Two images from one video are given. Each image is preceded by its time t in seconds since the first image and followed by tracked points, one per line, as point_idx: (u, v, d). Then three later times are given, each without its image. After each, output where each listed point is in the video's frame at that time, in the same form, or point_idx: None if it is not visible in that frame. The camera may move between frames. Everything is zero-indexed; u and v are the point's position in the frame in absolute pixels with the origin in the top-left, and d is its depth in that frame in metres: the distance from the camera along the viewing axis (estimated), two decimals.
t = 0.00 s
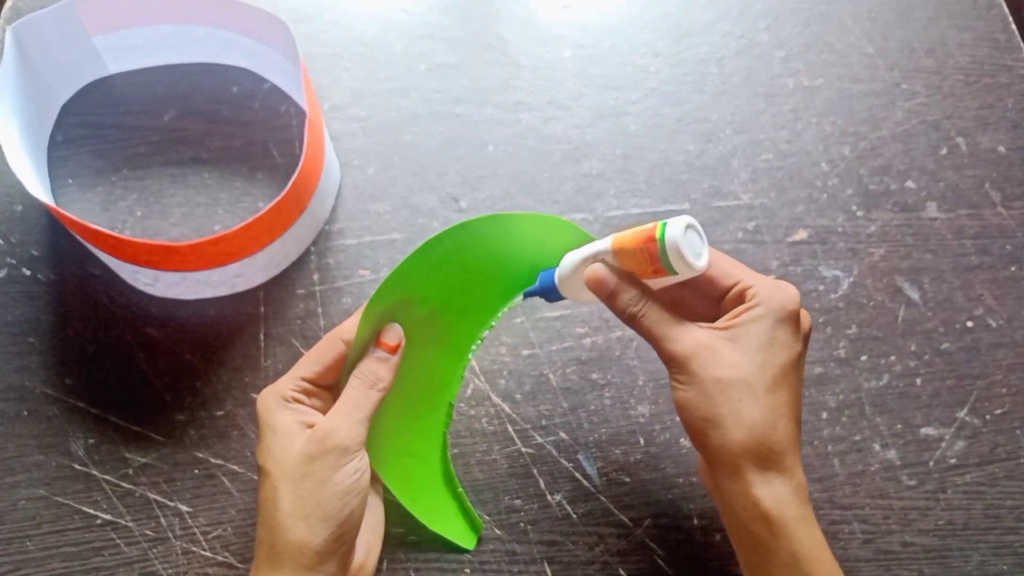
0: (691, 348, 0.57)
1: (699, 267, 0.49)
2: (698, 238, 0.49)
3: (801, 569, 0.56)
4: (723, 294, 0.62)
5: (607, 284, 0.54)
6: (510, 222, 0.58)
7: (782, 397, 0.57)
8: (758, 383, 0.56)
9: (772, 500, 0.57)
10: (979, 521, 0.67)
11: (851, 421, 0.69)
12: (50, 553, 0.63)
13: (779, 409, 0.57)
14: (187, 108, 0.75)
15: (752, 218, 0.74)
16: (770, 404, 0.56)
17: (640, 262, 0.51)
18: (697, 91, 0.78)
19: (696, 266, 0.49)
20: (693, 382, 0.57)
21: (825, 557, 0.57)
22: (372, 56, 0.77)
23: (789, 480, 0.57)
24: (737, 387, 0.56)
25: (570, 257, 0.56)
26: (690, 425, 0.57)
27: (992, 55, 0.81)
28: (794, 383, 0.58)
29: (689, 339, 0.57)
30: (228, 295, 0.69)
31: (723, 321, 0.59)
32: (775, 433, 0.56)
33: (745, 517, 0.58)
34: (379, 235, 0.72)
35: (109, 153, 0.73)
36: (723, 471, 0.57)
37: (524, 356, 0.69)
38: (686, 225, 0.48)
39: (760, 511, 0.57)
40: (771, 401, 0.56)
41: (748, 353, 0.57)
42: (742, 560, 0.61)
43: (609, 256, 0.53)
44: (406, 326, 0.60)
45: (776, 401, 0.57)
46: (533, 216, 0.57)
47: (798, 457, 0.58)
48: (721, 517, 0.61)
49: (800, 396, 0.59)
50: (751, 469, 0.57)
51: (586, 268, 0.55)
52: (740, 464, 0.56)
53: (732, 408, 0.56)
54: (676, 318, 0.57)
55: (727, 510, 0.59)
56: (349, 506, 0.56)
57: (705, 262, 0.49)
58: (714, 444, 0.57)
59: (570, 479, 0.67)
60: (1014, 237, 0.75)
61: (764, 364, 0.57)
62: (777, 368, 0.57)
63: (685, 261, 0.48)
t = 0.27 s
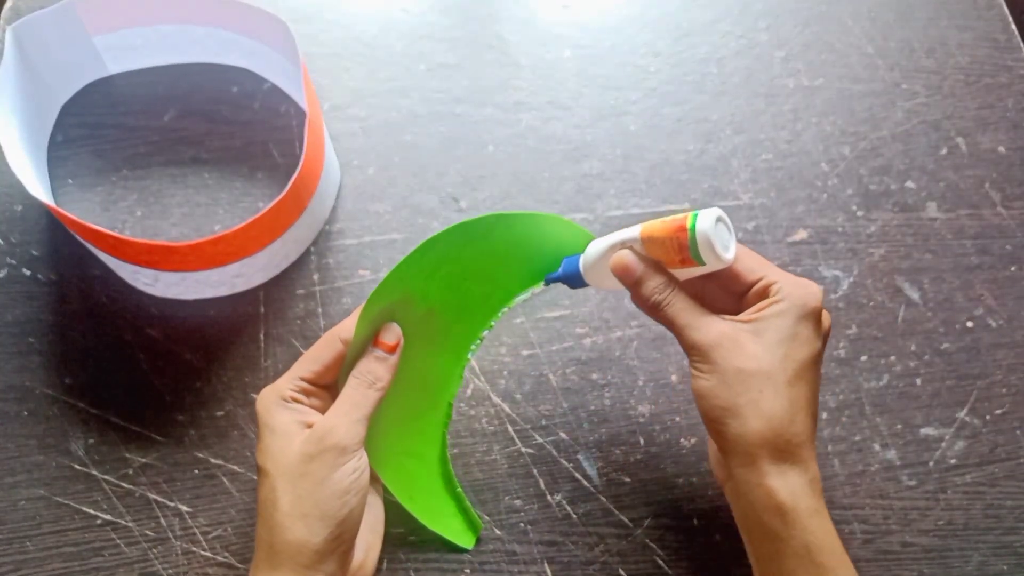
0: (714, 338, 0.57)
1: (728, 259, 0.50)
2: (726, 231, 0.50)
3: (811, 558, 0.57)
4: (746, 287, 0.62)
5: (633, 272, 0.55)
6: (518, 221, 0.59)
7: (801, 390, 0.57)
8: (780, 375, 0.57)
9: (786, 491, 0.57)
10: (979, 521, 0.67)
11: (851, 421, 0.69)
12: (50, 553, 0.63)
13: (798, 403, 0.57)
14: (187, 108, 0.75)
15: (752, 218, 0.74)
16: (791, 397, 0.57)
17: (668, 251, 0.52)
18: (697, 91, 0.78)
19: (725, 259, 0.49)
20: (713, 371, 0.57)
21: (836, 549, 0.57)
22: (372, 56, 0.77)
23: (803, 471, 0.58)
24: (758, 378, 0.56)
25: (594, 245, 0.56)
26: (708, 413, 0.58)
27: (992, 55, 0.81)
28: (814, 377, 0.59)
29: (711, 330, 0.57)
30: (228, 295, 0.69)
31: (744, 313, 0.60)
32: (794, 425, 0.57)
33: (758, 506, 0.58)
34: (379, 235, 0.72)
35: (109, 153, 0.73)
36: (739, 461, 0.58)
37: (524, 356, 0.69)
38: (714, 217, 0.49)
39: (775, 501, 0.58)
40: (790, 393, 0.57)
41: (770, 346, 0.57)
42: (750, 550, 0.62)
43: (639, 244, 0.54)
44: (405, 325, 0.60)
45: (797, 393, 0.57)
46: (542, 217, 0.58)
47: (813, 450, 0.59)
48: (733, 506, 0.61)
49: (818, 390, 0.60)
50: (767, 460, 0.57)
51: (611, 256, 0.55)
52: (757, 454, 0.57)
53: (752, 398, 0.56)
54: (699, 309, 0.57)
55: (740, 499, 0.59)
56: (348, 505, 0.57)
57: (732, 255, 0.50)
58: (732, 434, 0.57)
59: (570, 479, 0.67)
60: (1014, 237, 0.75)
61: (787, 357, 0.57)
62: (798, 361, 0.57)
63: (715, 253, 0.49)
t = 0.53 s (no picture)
0: (739, 336, 0.57)
1: (754, 254, 0.52)
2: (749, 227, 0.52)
3: (831, 558, 0.58)
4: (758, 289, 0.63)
5: (655, 266, 0.54)
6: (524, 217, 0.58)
7: (821, 389, 0.58)
8: (805, 374, 0.58)
9: (809, 490, 0.58)
10: (979, 521, 0.67)
11: (851, 421, 0.69)
12: (50, 553, 0.63)
13: (819, 402, 0.58)
14: (187, 109, 0.75)
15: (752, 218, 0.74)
16: (815, 395, 0.58)
17: (695, 246, 0.53)
18: (697, 91, 0.78)
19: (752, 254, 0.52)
20: (738, 368, 0.57)
21: (853, 549, 0.58)
22: (372, 56, 0.77)
23: (821, 470, 0.59)
24: (783, 375, 0.57)
25: (607, 240, 0.56)
26: (732, 410, 0.58)
27: (992, 55, 0.81)
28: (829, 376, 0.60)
29: (736, 327, 0.57)
30: (228, 295, 0.69)
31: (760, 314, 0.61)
32: (816, 422, 0.58)
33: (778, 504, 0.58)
34: (379, 235, 0.72)
35: (109, 153, 0.73)
36: (761, 459, 0.58)
37: (524, 356, 0.69)
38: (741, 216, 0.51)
39: (796, 499, 0.58)
40: (813, 391, 0.58)
41: (793, 344, 0.58)
42: (761, 552, 0.61)
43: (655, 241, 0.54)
44: (399, 323, 0.60)
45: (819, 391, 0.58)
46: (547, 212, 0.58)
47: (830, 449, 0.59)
48: (749, 507, 0.61)
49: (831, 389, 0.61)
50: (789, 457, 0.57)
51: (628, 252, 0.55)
52: (781, 451, 0.57)
53: (779, 396, 0.57)
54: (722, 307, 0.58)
55: (759, 499, 0.59)
56: (344, 505, 0.57)
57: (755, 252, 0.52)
58: (756, 431, 0.57)
59: (570, 479, 0.67)
60: (1014, 237, 0.75)
61: (810, 356, 0.58)
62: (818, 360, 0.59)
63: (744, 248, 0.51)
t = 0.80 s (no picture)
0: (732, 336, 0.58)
1: (748, 255, 0.51)
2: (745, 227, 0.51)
3: (823, 557, 0.58)
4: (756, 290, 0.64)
5: (650, 266, 0.54)
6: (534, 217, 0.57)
7: (813, 389, 0.58)
8: (796, 374, 0.58)
9: (800, 489, 0.58)
10: (979, 521, 0.67)
11: (851, 421, 0.69)
12: (50, 553, 0.63)
13: (811, 402, 0.58)
14: (187, 109, 0.75)
15: (752, 218, 0.74)
16: (806, 395, 0.58)
17: (688, 247, 0.52)
18: (697, 91, 0.78)
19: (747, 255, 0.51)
20: (730, 367, 0.57)
21: (844, 549, 0.58)
22: (372, 55, 0.77)
23: (812, 471, 0.59)
24: (775, 375, 0.57)
25: (606, 240, 0.56)
26: (722, 410, 0.58)
27: (992, 55, 0.81)
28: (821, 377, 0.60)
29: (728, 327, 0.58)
30: (229, 295, 0.69)
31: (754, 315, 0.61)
32: (807, 422, 0.58)
33: (770, 504, 0.58)
34: (379, 235, 0.72)
35: (109, 153, 0.73)
36: (753, 459, 0.58)
37: (524, 356, 0.69)
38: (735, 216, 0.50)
39: (787, 498, 0.58)
40: (804, 391, 0.58)
41: (785, 344, 0.58)
42: (756, 552, 0.61)
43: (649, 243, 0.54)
44: (398, 324, 0.59)
45: (811, 391, 0.58)
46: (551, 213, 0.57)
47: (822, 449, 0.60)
48: (742, 506, 0.61)
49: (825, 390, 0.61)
50: (779, 456, 0.57)
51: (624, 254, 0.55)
52: (772, 451, 0.57)
53: (768, 395, 0.57)
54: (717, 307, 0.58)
55: (751, 498, 0.59)
56: (343, 505, 0.57)
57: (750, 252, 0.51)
58: (746, 430, 0.57)
59: (570, 479, 0.66)
60: (1014, 237, 0.75)
61: (802, 356, 0.59)
62: (811, 361, 0.59)
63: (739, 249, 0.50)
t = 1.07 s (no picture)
0: (747, 335, 0.58)
1: (766, 255, 0.52)
2: (762, 229, 0.52)
3: (832, 555, 0.58)
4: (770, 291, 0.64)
5: (667, 263, 0.55)
6: (541, 219, 0.58)
7: (827, 388, 0.58)
8: (811, 374, 0.58)
9: (810, 488, 0.58)
10: (980, 521, 0.67)
11: (851, 421, 0.69)
12: (50, 553, 0.63)
13: (824, 401, 0.58)
14: (187, 109, 0.75)
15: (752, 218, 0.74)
16: (821, 394, 0.58)
17: (706, 246, 0.53)
18: (697, 91, 0.78)
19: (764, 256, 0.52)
20: (745, 365, 0.57)
21: (853, 548, 0.58)
22: (372, 55, 0.77)
23: (824, 470, 0.59)
24: (789, 373, 0.57)
25: (626, 237, 0.58)
26: (735, 407, 0.58)
27: (992, 55, 0.81)
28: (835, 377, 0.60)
29: (742, 326, 0.58)
30: (229, 295, 0.69)
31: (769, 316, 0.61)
32: (819, 421, 0.58)
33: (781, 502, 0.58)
34: (379, 235, 0.72)
35: (109, 152, 0.73)
36: (764, 456, 0.58)
37: (524, 356, 0.69)
38: (752, 218, 0.51)
39: (798, 497, 0.58)
40: (819, 390, 0.58)
41: (800, 344, 0.58)
42: (764, 549, 0.61)
43: (666, 241, 0.55)
44: (398, 324, 0.59)
45: (825, 390, 0.58)
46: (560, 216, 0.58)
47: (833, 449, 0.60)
48: (752, 503, 0.61)
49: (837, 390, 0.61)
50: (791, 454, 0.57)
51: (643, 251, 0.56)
52: (784, 449, 0.57)
53: (782, 393, 0.57)
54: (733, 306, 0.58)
55: (760, 496, 0.59)
56: (341, 505, 0.57)
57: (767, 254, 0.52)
58: (758, 428, 0.57)
59: (570, 479, 0.66)
60: (1014, 237, 0.75)
61: (818, 356, 0.59)
62: (825, 361, 0.59)
63: (756, 250, 0.51)
